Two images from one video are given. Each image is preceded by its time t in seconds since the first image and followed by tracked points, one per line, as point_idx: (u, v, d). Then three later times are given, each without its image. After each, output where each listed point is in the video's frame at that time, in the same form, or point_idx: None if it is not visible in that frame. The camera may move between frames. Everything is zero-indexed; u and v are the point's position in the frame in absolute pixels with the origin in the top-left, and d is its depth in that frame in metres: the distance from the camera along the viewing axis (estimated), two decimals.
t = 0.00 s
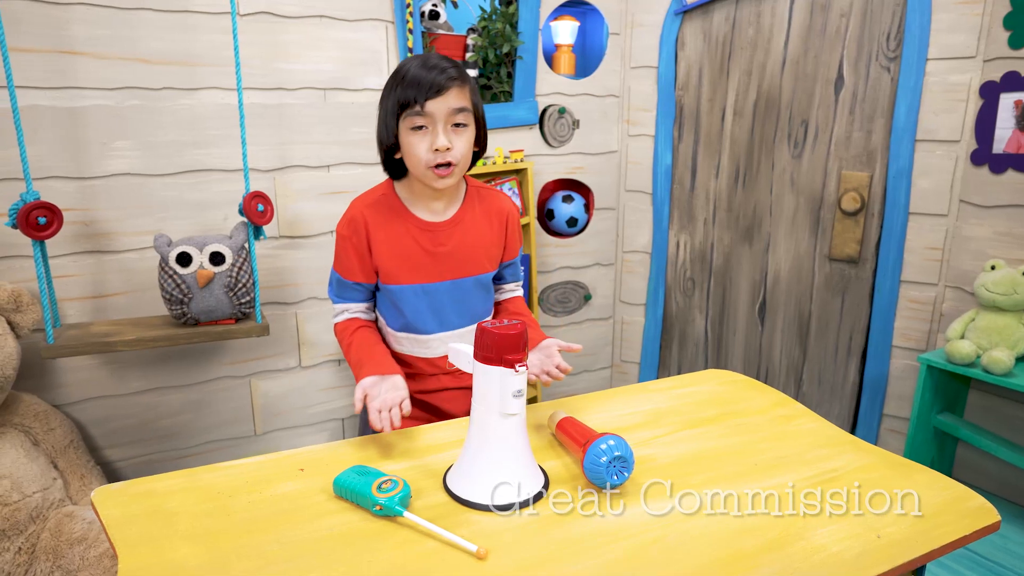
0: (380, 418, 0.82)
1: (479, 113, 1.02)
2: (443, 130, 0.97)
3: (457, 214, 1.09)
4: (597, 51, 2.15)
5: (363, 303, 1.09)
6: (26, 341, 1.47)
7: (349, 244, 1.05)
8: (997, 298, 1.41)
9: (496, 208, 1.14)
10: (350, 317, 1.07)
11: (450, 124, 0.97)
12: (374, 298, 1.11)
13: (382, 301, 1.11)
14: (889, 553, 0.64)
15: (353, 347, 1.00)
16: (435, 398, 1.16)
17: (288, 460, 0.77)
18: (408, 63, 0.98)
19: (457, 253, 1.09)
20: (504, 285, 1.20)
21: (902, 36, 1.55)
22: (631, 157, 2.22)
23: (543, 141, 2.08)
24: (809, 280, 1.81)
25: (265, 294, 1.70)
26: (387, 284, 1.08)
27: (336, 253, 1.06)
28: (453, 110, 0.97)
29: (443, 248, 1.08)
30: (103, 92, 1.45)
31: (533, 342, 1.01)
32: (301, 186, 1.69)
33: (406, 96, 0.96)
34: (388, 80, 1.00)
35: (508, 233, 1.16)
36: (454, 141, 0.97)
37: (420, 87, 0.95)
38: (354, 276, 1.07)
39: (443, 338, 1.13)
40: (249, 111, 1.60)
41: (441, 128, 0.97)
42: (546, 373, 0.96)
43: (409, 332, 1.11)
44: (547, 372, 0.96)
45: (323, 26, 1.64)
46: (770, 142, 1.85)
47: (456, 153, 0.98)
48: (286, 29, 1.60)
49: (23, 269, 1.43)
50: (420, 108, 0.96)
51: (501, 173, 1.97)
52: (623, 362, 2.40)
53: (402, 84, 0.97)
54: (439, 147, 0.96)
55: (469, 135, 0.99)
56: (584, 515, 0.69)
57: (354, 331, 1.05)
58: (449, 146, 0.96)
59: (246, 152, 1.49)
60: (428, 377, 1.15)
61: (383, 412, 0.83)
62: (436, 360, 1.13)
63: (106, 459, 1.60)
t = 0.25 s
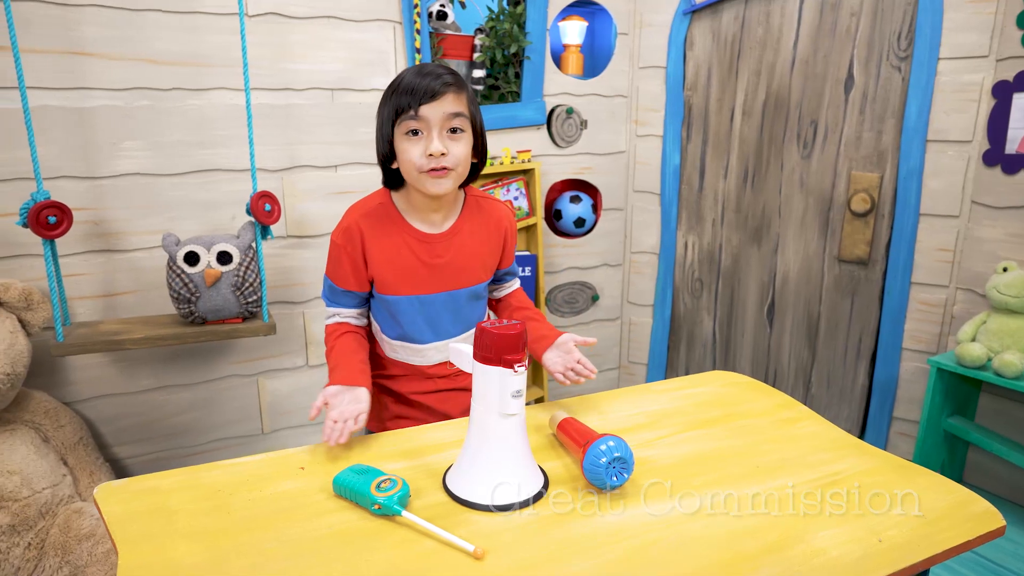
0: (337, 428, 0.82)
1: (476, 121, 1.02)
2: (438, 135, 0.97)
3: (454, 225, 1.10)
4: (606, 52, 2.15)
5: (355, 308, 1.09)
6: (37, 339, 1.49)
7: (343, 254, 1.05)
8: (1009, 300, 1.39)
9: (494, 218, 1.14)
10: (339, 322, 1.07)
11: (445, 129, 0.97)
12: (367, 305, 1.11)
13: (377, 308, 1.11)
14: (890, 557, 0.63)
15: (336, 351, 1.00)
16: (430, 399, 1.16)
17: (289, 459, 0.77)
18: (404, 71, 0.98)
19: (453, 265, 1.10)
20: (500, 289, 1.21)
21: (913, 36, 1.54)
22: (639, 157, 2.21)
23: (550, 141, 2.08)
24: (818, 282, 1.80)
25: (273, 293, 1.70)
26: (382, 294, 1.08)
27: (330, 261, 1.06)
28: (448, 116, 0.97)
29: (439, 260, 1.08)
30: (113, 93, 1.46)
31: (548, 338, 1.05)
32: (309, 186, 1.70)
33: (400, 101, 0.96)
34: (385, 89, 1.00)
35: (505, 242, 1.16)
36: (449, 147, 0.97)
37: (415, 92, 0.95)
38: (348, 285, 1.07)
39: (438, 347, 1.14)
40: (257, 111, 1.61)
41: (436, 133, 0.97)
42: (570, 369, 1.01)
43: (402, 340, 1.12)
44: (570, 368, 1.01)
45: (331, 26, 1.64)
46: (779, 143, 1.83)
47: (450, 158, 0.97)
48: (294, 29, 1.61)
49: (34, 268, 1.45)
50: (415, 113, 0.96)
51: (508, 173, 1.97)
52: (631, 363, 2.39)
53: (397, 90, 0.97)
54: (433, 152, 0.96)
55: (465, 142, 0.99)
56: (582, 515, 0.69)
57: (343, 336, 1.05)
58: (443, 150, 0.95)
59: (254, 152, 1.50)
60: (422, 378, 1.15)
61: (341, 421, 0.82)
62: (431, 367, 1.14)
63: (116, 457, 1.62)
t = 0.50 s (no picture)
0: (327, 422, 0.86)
1: (484, 123, 1.01)
2: (445, 138, 0.97)
3: (460, 224, 1.10)
4: (613, 51, 2.15)
5: (361, 308, 1.09)
6: (46, 336, 1.51)
7: (350, 255, 1.05)
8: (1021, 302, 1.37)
9: (499, 217, 1.16)
10: (344, 320, 1.07)
11: (452, 132, 0.97)
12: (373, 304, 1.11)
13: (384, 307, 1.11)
14: (892, 559, 0.63)
15: (337, 350, 1.00)
16: (438, 395, 1.16)
17: (290, 456, 0.78)
18: (413, 72, 0.98)
19: (460, 263, 1.11)
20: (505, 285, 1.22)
21: (924, 34, 1.52)
22: (647, 157, 2.21)
23: (558, 141, 2.07)
24: (827, 282, 1.78)
25: (280, 291, 1.71)
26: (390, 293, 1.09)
27: (337, 262, 1.06)
28: (455, 118, 0.97)
29: (446, 259, 1.09)
30: (122, 92, 1.47)
31: (559, 333, 1.08)
32: (316, 185, 1.70)
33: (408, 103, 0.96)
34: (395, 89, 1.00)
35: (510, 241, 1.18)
36: (456, 150, 0.97)
37: (422, 94, 0.95)
38: (354, 286, 1.07)
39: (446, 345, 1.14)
40: (265, 110, 1.61)
41: (443, 136, 0.97)
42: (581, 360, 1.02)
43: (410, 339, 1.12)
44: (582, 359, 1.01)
45: (338, 26, 1.65)
46: (788, 143, 1.82)
47: (457, 161, 0.97)
48: (302, 29, 1.62)
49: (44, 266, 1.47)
50: (422, 115, 0.96)
51: (515, 173, 1.97)
52: (638, 363, 2.38)
53: (405, 92, 0.97)
54: (439, 154, 0.96)
55: (472, 144, 0.99)
56: (582, 514, 0.69)
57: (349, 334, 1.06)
58: (449, 153, 0.95)
59: (261, 151, 1.51)
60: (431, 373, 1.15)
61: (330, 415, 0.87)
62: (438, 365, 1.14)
63: (124, 453, 1.63)
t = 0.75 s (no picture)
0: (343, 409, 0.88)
1: (495, 130, 1.01)
2: (456, 145, 0.96)
3: (471, 228, 1.10)
4: (620, 50, 2.14)
5: (371, 307, 1.10)
6: (54, 333, 1.52)
7: (360, 259, 1.05)
8: None
9: (511, 219, 1.15)
10: (354, 318, 1.08)
11: (464, 139, 0.97)
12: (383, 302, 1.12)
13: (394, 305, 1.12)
14: (892, 559, 0.62)
15: (350, 345, 1.01)
16: (447, 388, 1.16)
17: (290, 452, 0.78)
18: (426, 76, 0.97)
19: (469, 266, 1.10)
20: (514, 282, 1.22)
21: (933, 32, 1.51)
22: (653, 156, 2.20)
23: (563, 139, 2.07)
24: (834, 282, 1.77)
25: (286, 289, 1.72)
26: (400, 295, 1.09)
27: (347, 264, 1.06)
28: (467, 125, 0.96)
29: (456, 262, 1.09)
30: (129, 91, 1.48)
31: (560, 332, 1.08)
32: (322, 184, 1.71)
33: (421, 109, 0.96)
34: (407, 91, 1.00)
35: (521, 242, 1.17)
36: (467, 156, 0.97)
37: (435, 101, 0.95)
38: (364, 287, 1.08)
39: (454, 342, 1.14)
40: (270, 109, 1.62)
41: (454, 143, 0.96)
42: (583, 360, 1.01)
43: (420, 337, 1.13)
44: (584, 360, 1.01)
45: (344, 25, 1.65)
46: (796, 142, 1.81)
47: (467, 168, 0.97)
48: (308, 28, 1.62)
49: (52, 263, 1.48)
50: (434, 121, 0.96)
51: (521, 172, 1.96)
52: (644, 363, 2.38)
53: (417, 97, 0.97)
54: (450, 161, 0.96)
55: (483, 151, 0.99)
56: (580, 512, 0.68)
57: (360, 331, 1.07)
58: (460, 160, 0.95)
59: (266, 150, 1.52)
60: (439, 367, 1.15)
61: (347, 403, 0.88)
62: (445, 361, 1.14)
63: (130, 449, 1.64)
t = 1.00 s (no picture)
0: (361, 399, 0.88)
1: (507, 125, 1.01)
2: (469, 141, 0.96)
3: (481, 221, 1.09)
4: (625, 50, 2.13)
5: (382, 301, 1.10)
6: (60, 330, 1.53)
7: (371, 254, 1.06)
8: None
9: (519, 212, 1.15)
10: (365, 313, 1.08)
11: (476, 135, 0.97)
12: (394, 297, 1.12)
13: (404, 300, 1.12)
14: (893, 561, 0.62)
15: (362, 338, 1.01)
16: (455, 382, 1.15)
17: (290, 449, 0.78)
18: (438, 72, 0.97)
19: (480, 259, 1.10)
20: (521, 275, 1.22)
21: (941, 30, 1.50)
22: (659, 156, 2.19)
23: (568, 139, 2.07)
24: (840, 283, 1.76)
25: (290, 288, 1.72)
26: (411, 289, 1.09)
27: (358, 260, 1.07)
28: (480, 121, 0.96)
29: (466, 255, 1.09)
30: (135, 90, 1.49)
31: (557, 323, 1.08)
32: (326, 183, 1.71)
33: (434, 106, 0.95)
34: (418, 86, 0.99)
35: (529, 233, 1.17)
36: (480, 153, 0.97)
37: (448, 97, 0.94)
38: (375, 282, 1.08)
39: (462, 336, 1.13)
40: (275, 108, 1.62)
41: (467, 139, 0.96)
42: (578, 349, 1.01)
43: (428, 331, 1.13)
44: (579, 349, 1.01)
45: (348, 24, 1.66)
46: (802, 141, 1.80)
47: (480, 164, 0.97)
48: (313, 27, 1.62)
49: (58, 261, 1.49)
50: (447, 117, 0.95)
51: (525, 172, 1.96)
52: (649, 363, 2.37)
53: (430, 93, 0.96)
54: (464, 157, 0.96)
55: (495, 147, 0.99)
56: (578, 511, 0.68)
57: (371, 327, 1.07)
58: (474, 156, 0.95)
59: (270, 149, 1.52)
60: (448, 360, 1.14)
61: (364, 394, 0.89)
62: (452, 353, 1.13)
63: (135, 447, 1.65)
